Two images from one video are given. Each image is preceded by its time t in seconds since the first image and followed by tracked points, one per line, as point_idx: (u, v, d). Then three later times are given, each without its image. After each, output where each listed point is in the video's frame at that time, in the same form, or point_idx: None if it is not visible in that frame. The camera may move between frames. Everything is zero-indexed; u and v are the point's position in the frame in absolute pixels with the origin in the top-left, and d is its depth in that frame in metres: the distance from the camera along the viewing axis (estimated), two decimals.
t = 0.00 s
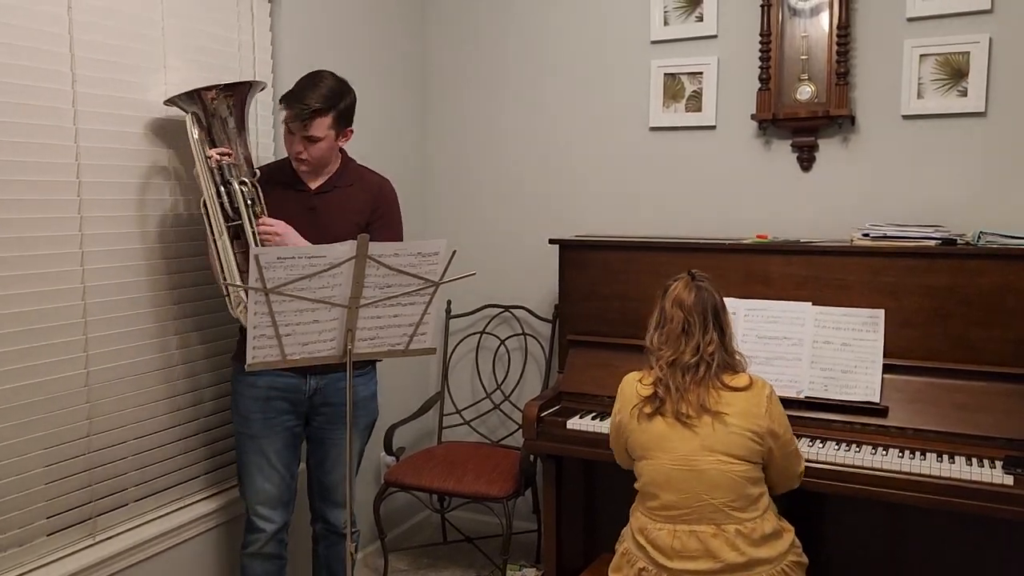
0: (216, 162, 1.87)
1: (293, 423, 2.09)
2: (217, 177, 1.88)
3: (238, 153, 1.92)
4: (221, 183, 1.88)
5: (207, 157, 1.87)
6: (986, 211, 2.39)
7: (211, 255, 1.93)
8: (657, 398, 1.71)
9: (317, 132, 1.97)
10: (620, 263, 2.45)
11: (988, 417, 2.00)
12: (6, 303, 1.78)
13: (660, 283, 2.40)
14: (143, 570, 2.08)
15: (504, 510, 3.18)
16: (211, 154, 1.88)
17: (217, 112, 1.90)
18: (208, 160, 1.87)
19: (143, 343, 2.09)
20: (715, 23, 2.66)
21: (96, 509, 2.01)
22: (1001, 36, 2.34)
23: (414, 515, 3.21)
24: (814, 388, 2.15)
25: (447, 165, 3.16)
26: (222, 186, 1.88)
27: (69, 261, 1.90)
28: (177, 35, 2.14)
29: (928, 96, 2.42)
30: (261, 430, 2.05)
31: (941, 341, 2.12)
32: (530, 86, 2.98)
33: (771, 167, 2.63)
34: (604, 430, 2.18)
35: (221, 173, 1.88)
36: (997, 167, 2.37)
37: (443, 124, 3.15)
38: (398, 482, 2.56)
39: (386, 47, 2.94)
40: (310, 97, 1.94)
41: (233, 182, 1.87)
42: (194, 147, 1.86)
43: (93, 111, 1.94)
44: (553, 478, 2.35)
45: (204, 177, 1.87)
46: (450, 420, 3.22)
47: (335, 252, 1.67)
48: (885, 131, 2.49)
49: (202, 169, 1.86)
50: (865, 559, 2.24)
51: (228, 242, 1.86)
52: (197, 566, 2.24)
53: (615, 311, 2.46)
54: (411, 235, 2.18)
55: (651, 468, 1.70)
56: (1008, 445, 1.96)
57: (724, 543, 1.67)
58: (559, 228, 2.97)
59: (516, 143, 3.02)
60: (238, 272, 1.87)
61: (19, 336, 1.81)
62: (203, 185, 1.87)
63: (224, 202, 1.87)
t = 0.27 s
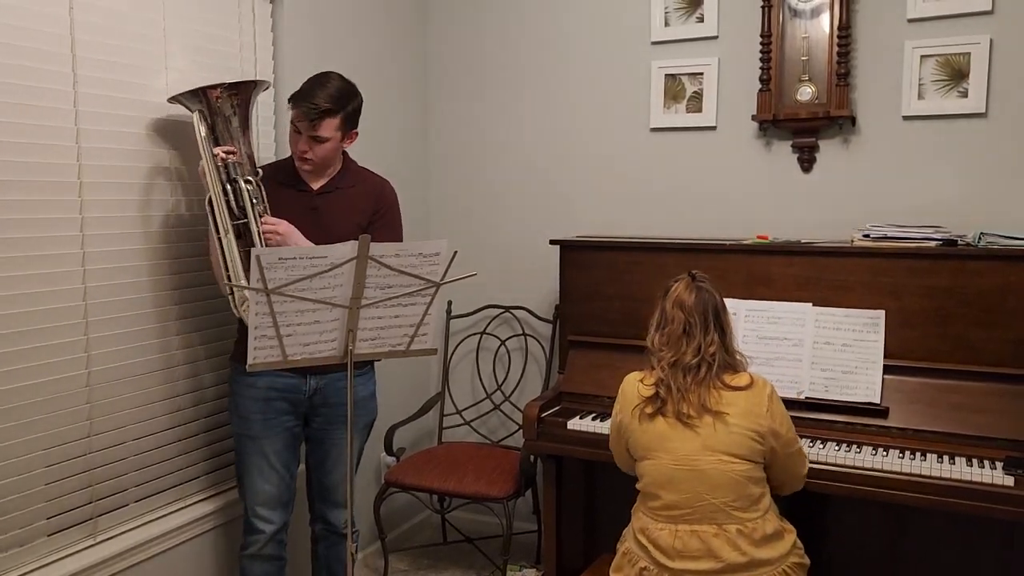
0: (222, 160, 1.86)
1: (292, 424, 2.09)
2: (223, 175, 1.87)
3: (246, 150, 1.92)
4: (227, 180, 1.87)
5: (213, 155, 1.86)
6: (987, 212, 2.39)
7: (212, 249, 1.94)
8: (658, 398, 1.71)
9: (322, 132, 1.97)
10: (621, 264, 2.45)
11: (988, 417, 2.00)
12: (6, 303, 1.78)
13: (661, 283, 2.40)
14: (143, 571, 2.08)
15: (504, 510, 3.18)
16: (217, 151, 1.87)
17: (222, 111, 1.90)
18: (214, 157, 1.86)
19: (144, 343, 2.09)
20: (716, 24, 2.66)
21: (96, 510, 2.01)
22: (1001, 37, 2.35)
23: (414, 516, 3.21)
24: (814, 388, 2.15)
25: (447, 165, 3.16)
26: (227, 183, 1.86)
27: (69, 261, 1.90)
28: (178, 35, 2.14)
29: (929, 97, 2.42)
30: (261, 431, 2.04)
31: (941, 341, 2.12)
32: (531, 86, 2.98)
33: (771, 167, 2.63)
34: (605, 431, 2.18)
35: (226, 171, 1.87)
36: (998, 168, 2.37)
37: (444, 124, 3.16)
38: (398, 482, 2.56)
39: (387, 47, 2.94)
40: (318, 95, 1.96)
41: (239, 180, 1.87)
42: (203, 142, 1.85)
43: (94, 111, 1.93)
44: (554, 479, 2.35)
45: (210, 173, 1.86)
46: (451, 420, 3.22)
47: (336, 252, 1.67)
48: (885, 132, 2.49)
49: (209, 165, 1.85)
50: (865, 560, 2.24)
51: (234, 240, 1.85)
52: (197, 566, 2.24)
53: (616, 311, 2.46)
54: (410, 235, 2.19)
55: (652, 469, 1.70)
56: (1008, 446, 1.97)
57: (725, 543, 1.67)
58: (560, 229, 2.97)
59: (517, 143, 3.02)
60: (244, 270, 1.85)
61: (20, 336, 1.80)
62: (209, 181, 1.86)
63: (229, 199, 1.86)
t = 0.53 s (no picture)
0: (224, 160, 1.86)
1: (292, 425, 2.09)
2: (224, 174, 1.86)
3: (247, 151, 1.92)
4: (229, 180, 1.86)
5: (215, 153, 1.85)
6: (986, 212, 2.39)
7: (212, 246, 1.94)
8: (655, 399, 1.72)
9: (325, 132, 1.97)
10: (621, 264, 2.45)
11: (988, 418, 2.00)
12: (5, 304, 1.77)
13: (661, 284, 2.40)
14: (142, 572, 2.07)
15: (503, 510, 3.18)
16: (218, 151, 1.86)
17: (224, 110, 1.90)
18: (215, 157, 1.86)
19: (144, 344, 2.09)
20: (716, 25, 2.66)
21: (96, 510, 2.01)
22: (1001, 37, 2.35)
23: (413, 516, 3.21)
24: (814, 389, 2.15)
25: (447, 166, 3.16)
26: (229, 183, 1.86)
27: (69, 262, 1.90)
28: (178, 36, 2.14)
29: (928, 98, 2.42)
30: (261, 432, 2.04)
31: (940, 342, 2.12)
32: (531, 87, 2.98)
33: (771, 168, 2.63)
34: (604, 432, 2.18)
35: (228, 169, 1.86)
36: (998, 169, 2.37)
37: (444, 125, 3.16)
38: (398, 483, 2.56)
39: (386, 48, 2.94)
40: (323, 95, 1.96)
41: (241, 180, 1.86)
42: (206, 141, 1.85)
43: (94, 112, 1.93)
44: (553, 479, 2.35)
45: (212, 172, 1.85)
46: (450, 421, 3.22)
47: (336, 253, 1.67)
48: (885, 133, 2.49)
49: (211, 164, 1.85)
50: (865, 561, 2.24)
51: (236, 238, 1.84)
52: (196, 567, 2.23)
53: (615, 312, 2.46)
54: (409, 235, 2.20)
55: (650, 469, 1.71)
56: (1008, 447, 1.96)
57: (725, 541, 1.67)
58: (559, 229, 2.97)
59: (516, 144, 3.02)
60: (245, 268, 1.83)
61: (19, 337, 1.80)
62: (210, 180, 1.85)
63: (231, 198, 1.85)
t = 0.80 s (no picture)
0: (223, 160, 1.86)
1: (291, 425, 2.09)
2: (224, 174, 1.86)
3: (243, 150, 1.91)
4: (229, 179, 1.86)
5: (213, 153, 1.85)
6: (985, 213, 2.39)
7: (213, 244, 1.94)
8: (637, 398, 1.74)
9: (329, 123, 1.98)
10: (620, 265, 2.44)
11: (987, 419, 2.00)
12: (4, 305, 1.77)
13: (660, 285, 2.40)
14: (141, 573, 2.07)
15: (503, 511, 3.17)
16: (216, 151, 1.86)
17: (220, 110, 1.90)
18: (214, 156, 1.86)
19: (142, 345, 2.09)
20: (715, 25, 2.66)
21: (95, 511, 2.00)
22: (1000, 38, 2.35)
23: (413, 517, 3.21)
24: (813, 390, 2.15)
25: (446, 167, 3.16)
26: (230, 182, 1.85)
27: (68, 263, 1.90)
28: (176, 37, 2.14)
29: (927, 99, 2.43)
30: (260, 433, 2.04)
31: (940, 343, 2.12)
32: (530, 87, 2.98)
33: (770, 169, 2.63)
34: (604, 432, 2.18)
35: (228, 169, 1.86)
36: (997, 169, 2.37)
37: (443, 126, 3.16)
38: (398, 483, 2.56)
39: (385, 49, 2.94)
40: (322, 89, 1.96)
41: (241, 179, 1.86)
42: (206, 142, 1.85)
43: (93, 112, 1.93)
44: (553, 480, 2.35)
45: (212, 172, 1.85)
46: (450, 422, 3.22)
47: (334, 254, 1.67)
48: (884, 134, 2.49)
49: (211, 164, 1.84)
50: (864, 562, 2.23)
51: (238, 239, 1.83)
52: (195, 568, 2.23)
53: (614, 312, 2.46)
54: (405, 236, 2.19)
55: (638, 469, 1.73)
56: (1008, 447, 1.96)
57: (716, 536, 1.70)
58: (559, 230, 2.97)
59: (516, 144, 3.02)
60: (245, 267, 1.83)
61: (18, 338, 1.80)
62: (210, 180, 1.85)
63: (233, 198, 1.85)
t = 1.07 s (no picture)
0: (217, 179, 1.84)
1: (290, 426, 2.09)
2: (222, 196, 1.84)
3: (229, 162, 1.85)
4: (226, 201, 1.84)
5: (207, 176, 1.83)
6: (984, 214, 2.40)
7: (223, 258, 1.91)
8: (626, 398, 1.75)
9: (326, 104, 2.01)
10: (620, 266, 2.45)
11: (987, 420, 2.00)
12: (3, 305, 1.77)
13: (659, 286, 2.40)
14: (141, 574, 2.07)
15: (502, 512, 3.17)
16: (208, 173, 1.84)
17: (209, 126, 1.88)
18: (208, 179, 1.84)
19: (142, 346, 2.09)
20: (714, 26, 2.66)
21: (94, 512, 2.00)
22: (999, 39, 2.35)
23: (412, 518, 3.21)
24: (812, 391, 2.15)
25: (446, 168, 3.16)
26: (226, 204, 1.84)
27: (67, 264, 1.90)
28: (176, 38, 2.14)
29: (926, 100, 2.43)
30: (259, 434, 2.04)
31: (939, 343, 2.12)
32: (529, 88, 2.98)
33: (769, 170, 2.63)
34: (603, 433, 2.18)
35: (226, 188, 1.84)
36: (996, 170, 2.38)
37: (442, 127, 3.16)
38: (398, 484, 2.56)
39: (385, 50, 2.94)
40: (304, 77, 1.99)
41: (238, 197, 1.84)
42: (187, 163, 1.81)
43: (93, 113, 1.94)
44: (552, 481, 2.35)
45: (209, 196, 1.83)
46: (449, 422, 3.22)
47: (334, 256, 1.67)
48: (884, 135, 2.49)
49: (207, 188, 1.83)
50: (864, 563, 2.23)
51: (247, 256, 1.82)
52: (194, 570, 2.23)
53: (614, 313, 2.46)
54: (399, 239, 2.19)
55: (631, 469, 1.73)
56: (1007, 448, 1.96)
57: (711, 534, 1.70)
58: (558, 231, 2.97)
59: (515, 145, 3.02)
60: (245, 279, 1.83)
61: (19, 338, 1.81)
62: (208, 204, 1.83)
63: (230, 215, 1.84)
